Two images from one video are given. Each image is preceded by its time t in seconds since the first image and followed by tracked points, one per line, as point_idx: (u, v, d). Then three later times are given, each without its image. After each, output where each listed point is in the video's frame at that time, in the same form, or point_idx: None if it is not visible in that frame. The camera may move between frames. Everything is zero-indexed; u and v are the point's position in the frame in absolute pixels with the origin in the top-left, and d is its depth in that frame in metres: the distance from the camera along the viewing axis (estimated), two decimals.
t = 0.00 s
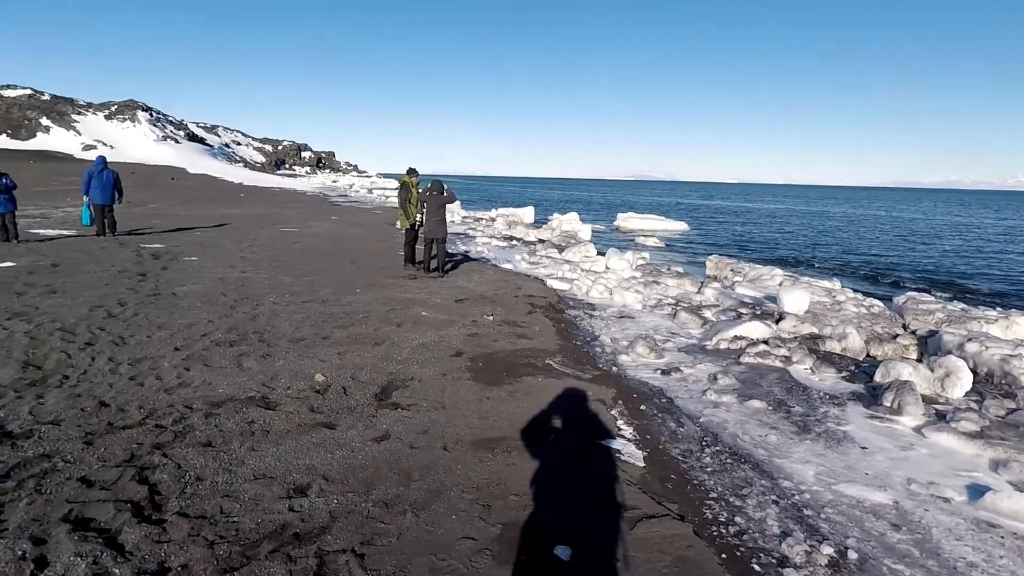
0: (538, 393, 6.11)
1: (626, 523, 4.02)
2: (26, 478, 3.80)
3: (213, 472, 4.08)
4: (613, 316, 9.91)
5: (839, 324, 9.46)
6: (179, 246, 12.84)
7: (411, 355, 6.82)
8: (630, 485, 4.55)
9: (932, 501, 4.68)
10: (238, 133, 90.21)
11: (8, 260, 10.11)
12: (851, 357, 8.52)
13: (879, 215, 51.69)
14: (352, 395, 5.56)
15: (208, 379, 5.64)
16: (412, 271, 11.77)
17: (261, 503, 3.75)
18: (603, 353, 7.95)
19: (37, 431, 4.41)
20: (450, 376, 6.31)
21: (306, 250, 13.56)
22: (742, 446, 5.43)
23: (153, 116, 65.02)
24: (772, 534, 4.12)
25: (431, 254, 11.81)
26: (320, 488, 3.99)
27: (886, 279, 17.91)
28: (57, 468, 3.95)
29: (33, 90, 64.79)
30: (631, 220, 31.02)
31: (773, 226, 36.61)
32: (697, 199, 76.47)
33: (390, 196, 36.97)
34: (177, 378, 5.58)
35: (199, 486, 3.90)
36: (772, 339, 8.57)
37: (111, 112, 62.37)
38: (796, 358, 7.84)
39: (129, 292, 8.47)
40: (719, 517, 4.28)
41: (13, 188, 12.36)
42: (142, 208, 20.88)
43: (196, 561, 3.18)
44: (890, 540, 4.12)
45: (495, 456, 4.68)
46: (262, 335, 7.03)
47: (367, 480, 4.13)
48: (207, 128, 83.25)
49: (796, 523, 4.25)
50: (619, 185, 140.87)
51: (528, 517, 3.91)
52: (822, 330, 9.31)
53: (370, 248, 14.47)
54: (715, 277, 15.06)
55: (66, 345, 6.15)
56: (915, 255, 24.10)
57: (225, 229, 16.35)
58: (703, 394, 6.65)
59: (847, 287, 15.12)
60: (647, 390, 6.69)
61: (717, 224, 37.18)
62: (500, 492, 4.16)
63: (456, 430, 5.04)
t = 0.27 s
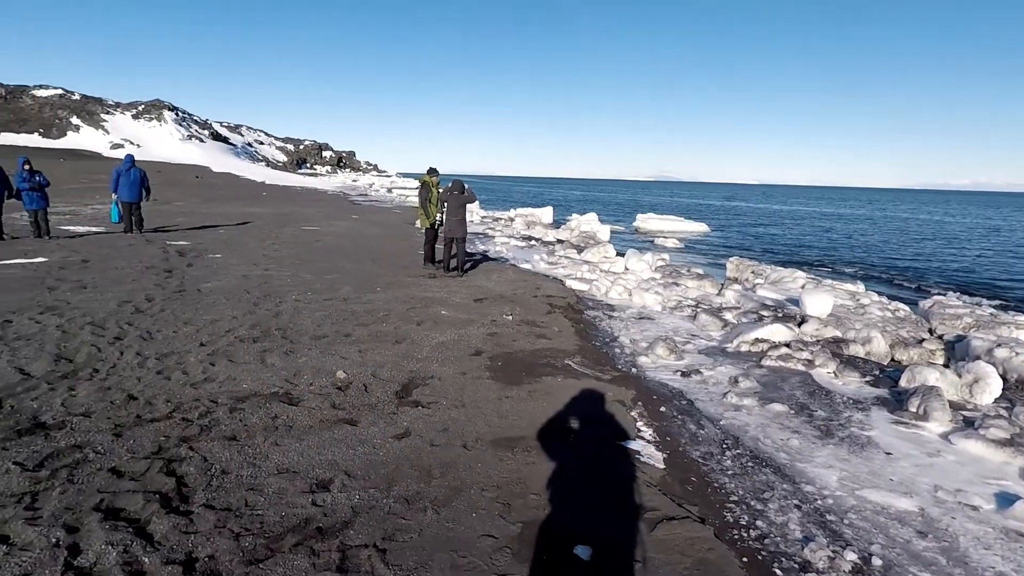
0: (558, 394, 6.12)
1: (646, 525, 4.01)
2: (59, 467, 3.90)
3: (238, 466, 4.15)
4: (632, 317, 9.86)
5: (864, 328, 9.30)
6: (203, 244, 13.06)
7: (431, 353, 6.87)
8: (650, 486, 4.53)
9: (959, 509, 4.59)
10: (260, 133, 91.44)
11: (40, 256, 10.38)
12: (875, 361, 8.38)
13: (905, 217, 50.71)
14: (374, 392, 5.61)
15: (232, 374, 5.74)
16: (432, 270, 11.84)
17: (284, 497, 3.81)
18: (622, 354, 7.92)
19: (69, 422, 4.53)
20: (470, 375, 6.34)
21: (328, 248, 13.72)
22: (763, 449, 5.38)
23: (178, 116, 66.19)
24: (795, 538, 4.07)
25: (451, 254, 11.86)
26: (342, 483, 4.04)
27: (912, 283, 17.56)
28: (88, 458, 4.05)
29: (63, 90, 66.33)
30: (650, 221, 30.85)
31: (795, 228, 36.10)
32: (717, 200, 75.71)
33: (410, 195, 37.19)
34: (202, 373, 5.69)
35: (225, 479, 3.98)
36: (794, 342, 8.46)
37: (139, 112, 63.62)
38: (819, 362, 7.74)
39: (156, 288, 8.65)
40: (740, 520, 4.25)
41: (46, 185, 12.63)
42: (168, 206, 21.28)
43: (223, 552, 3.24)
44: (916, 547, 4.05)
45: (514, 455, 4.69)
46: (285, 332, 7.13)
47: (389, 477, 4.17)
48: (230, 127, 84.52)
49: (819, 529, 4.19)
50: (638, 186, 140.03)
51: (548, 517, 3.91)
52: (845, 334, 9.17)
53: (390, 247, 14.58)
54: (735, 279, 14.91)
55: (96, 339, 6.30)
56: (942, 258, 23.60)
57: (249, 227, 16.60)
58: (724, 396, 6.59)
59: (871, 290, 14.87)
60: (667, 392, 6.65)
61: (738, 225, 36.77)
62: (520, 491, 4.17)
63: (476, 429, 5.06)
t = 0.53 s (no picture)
0: (576, 396, 6.10)
1: (666, 528, 3.98)
2: (88, 463, 3.99)
3: (260, 464, 4.21)
4: (650, 320, 9.80)
5: (888, 331, 9.13)
6: (226, 245, 13.29)
7: (450, 355, 6.90)
8: (670, 490, 4.49)
9: (989, 517, 4.47)
10: (281, 136, 92.63)
11: (69, 257, 10.64)
12: (900, 365, 8.22)
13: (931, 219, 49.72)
14: (393, 393, 5.65)
15: (255, 374, 5.82)
16: (450, 272, 11.88)
17: (306, 495, 3.86)
18: (641, 356, 7.87)
19: (98, 419, 4.63)
20: (488, 376, 6.35)
21: (347, 250, 13.85)
22: (785, 454, 5.31)
23: (202, 121, 67.40)
24: (818, 545, 4.01)
25: (469, 256, 11.90)
26: (361, 482, 4.07)
27: (938, 285, 17.20)
28: (116, 455, 4.14)
29: (92, 96, 67.96)
30: (669, 223, 30.65)
31: (817, 230, 35.57)
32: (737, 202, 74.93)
33: (428, 197, 37.46)
34: (225, 373, 5.78)
35: (247, 477, 4.03)
36: (817, 345, 8.33)
37: (164, 116, 64.92)
38: (842, 366, 7.61)
39: (180, 288, 8.81)
40: (761, 525, 4.19)
41: (76, 188, 12.89)
42: (192, 209, 21.68)
43: (245, 549, 3.29)
44: (944, 556, 3.96)
45: (533, 457, 4.69)
46: (306, 333, 7.21)
47: (408, 477, 4.19)
48: (252, 130, 85.83)
49: (843, 535, 4.12)
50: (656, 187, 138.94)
51: (566, 519, 3.90)
52: (869, 337, 9.01)
53: (409, 249, 14.69)
54: (755, 281, 14.75)
55: (123, 339, 6.44)
56: (970, 260, 23.07)
57: (270, 229, 16.83)
58: (744, 400, 6.51)
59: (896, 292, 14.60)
60: (686, 395, 6.59)
61: (758, 227, 36.34)
62: (539, 492, 4.17)
63: (494, 430, 5.07)
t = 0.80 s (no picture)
0: (597, 400, 6.04)
1: (688, 536, 3.91)
2: (117, 458, 4.08)
3: (283, 463, 4.25)
4: (674, 324, 9.68)
5: (921, 337, 8.87)
6: (253, 248, 13.53)
7: (471, 357, 6.90)
8: (693, 498, 4.41)
9: None
10: (307, 141, 94.11)
11: (103, 259, 10.93)
12: (934, 372, 7.97)
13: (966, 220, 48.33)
14: (414, 395, 5.67)
15: (279, 374, 5.90)
16: (471, 275, 11.92)
17: (326, 495, 3.88)
18: (664, 361, 7.77)
19: (128, 416, 4.74)
20: (509, 379, 6.33)
21: (370, 253, 13.99)
22: (813, 463, 5.18)
23: (231, 126, 68.86)
24: (847, 558, 3.89)
25: (490, 258, 11.92)
26: (381, 484, 4.08)
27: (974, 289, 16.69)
28: (144, 451, 4.23)
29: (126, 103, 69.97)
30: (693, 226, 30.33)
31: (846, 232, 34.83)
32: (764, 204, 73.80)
33: (451, 200, 37.67)
34: (250, 372, 5.86)
35: (270, 475, 4.08)
36: (846, 351, 8.14)
37: (194, 122, 66.49)
38: (873, 372, 7.41)
39: (208, 289, 8.98)
40: (788, 536, 4.09)
41: (109, 191, 13.24)
42: (220, 212, 22.14)
43: (267, 547, 3.32)
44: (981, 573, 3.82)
45: (553, 461, 4.66)
46: (329, 334, 7.28)
47: (427, 479, 4.20)
48: (279, 135, 87.39)
49: (874, 549, 4.00)
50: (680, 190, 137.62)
51: (587, 525, 3.86)
52: (901, 343, 8.76)
53: (431, 251, 14.77)
54: (782, 284, 14.49)
55: (153, 338, 6.58)
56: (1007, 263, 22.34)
57: (295, 232, 17.08)
58: (770, 406, 6.38)
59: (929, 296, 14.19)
60: (710, 400, 6.49)
61: (785, 229, 35.73)
62: (559, 497, 4.13)
63: (515, 434, 5.05)
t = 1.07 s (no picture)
0: (630, 414, 5.93)
1: (723, 558, 3.78)
2: (156, 461, 4.18)
3: (314, 470, 4.29)
4: (709, 337, 9.47)
5: (974, 354, 8.45)
6: (291, 257, 13.84)
7: (502, 368, 6.88)
8: (728, 519, 4.27)
9: None
10: (345, 153, 96.31)
11: (149, 267, 11.34)
12: (988, 391, 7.58)
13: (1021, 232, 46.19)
14: (444, 405, 5.67)
15: (312, 382, 5.98)
16: (503, 285, 11.92)
17: (356, 504, 3.89)
18: (699, 375, 7.59)
19: (167, 419, 4.86)
20: (540, 391, 6.27)
21: (404, 262, 14.15)
22: (856, 485, 4.96)
23: (273, 139, 70.98)
24: None
25: (522, 269, 11.92)
26: (410, 494, 4.07)
27: None
28: (182, 454, 4.32)
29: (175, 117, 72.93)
30: (729, 237, 29.79)
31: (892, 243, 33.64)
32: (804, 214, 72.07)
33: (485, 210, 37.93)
34: (285, 379, 5.96)
35: (301, 482, 4.11)
36: (892, 367, 7.81)
37: (238, 135, 68.77)
38: (922, 391, 7.08)
39: (247, 297, 9.21)
40: (830, 562, 3.91)
41: (158, 201, 13.78)
42: (261, 222, 22.76)
43: (296, 554, 3.34)
44: None
45: (584, 476, 4.58)
46: (362, 343, 7.36)
47: (456, 491, 4.17)
48: (319, 147, 89.68)
49: None
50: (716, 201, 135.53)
51: (618, 544, 3.77)
52: (952, 360, 8.37)
53: (464, 261, 14.85)
54: (823, 297, 14.05)
55: (194, 344, 6.77)
56: None
57: (332, 242, 17.42)
58: (811, 425, 6.15)
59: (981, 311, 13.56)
60: (747, 417, 6.30)
61: (826, 240, 34.76)
62: (589, 513, 4.05)
63: (545, 446, 4.99)
